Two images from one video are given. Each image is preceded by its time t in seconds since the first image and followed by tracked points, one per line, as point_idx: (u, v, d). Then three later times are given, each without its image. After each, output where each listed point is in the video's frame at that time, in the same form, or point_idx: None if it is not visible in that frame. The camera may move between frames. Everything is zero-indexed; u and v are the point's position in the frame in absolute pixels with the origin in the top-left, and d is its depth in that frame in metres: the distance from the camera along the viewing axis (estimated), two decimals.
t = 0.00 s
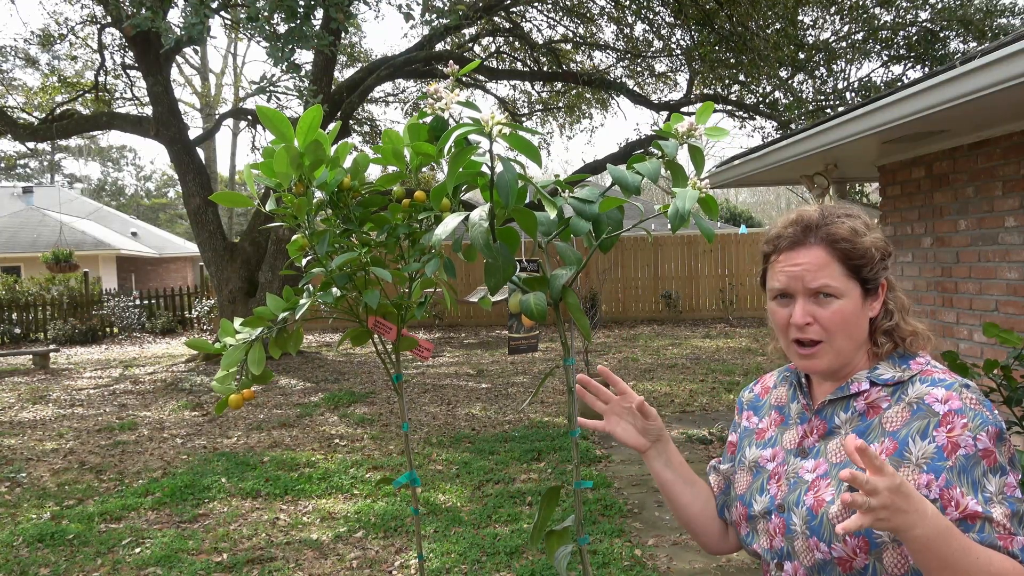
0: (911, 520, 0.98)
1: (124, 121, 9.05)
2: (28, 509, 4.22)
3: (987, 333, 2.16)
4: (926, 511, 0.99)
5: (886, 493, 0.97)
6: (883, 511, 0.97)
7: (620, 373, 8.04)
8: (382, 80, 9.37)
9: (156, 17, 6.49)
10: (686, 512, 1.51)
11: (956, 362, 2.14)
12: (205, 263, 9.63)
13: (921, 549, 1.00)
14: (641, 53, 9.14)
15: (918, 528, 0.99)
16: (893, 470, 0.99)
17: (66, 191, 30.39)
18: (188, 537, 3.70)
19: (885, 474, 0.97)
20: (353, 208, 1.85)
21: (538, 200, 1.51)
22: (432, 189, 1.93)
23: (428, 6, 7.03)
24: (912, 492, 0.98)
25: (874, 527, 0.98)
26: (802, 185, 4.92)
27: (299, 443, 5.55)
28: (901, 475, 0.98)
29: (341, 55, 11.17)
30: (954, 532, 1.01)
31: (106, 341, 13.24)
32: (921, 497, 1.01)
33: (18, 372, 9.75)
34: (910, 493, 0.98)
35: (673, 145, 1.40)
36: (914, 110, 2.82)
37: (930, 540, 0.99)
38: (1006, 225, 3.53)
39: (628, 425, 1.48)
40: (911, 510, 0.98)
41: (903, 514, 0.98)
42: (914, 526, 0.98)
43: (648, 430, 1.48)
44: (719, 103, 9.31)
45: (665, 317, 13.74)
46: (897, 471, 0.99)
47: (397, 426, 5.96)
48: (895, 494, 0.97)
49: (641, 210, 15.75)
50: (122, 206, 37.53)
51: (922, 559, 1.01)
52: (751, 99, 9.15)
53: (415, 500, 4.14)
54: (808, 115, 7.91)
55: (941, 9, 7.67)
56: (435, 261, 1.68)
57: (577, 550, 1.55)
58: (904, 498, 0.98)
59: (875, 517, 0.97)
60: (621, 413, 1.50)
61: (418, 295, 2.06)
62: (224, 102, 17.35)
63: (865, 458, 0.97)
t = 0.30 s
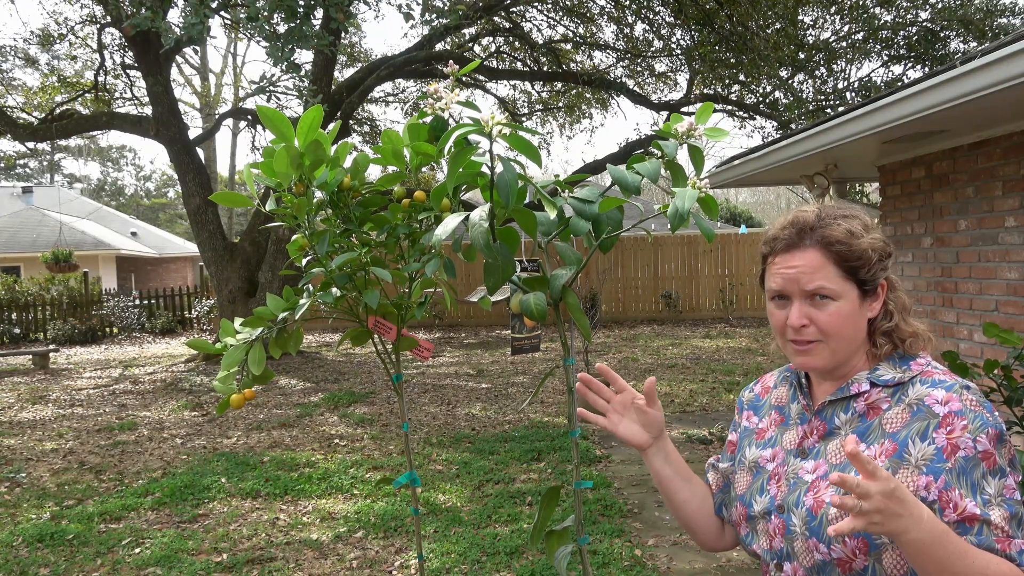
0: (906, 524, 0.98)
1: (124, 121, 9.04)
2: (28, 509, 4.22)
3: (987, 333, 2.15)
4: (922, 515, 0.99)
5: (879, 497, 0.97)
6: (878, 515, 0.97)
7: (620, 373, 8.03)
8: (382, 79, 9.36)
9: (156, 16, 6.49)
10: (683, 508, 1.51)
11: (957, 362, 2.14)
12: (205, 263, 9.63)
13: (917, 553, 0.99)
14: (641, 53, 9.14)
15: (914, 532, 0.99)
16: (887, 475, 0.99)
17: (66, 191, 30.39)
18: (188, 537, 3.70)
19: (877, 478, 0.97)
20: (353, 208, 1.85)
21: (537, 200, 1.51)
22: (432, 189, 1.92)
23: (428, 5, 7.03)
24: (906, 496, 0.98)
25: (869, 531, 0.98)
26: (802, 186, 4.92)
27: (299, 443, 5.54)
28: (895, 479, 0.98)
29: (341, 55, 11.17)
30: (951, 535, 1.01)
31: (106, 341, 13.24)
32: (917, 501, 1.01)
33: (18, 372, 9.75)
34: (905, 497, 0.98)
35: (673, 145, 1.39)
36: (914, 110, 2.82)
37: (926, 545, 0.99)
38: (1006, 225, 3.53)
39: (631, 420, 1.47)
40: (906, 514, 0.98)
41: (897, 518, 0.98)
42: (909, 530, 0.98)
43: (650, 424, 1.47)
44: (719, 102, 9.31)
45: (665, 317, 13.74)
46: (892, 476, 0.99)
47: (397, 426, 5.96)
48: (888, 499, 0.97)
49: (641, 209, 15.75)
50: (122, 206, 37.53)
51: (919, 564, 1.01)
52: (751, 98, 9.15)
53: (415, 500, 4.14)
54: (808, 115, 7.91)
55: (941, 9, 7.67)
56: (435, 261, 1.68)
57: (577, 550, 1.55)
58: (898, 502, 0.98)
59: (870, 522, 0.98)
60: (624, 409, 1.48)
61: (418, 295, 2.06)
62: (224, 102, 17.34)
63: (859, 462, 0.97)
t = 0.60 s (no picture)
0: (906, 527, 0.98)
1: (124, 121, 9.04)
2: (28, 509, 4.22)
3: (987, 332, 2.15)
4: (921, 518, 0.99)
5: (878, 499, 0.97)
6: (876, 517, 0.97)
7: (620, 373, 8.03)
8: (382, 79, 9.36)
9: (156, 16, 6.48)
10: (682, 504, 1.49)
11: (957, 362, 2.14)
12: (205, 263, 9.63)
13: (916, 556, 0.99)
14: (641, 53, 9.14)
15: (913, 535, 0.98)
16: (885, 477, 0.99)
17: (66, 191, 30.40)
18: (188, 537, 3.70)
19: (876, 480, 0.97)
20: (353, 208, 1.85)
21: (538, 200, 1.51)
22: (432, 189, 1.92)
23: (428, 5, 7.03)
24: (906, 498, 0.98)
25: (867, 533, 0.99)
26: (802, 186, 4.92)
27: (299, 443, 5.54)
28: (893, 481, 0.98)
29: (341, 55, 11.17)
30: (950, 538, 1.01)
31: (106, 341, 13.24)
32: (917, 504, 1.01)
33: (18, 372, 9.75)
34: (904, 500, 0.98)
35: (673, 145, 1.40)
36: (914, 110, 2.81)
37: (926, 547, 0.99)
38: (1006, 225, 3.53)
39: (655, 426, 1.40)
40: (906, 517, 0.98)
41: (896, 520, 0.98)
42: (909, 533, 0.98)
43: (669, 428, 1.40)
44: (719, 102, 9.31)
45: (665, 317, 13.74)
46: (891, 476, 0.99)
47: (397, 426, 5.96)
48: (887, 501, 0.97)
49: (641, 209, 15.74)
50: (122, 206, 37.52)
51: (919, 566, 1.01)
52: (751, 98, 9.15)
53: (415, 501, 4.14)
54: (808, 115, 7.91)
55: (941, 9, 7.67)
56: (435, 260, 1.68)
57: (577, 550, 1.54)
58: (897, 504, 0.98)
59: (869, 524, 0.98)
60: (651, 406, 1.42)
61: (418, 295, 2.05)
62: (224, 102, 17.33)
63: (858, 464, 0.97)
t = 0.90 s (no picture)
0: (912, 531, 0.98)
1: (124, 121, 9.04)
2: (28, 509, 4.22)
3: (987, 332, 2.15)
4: (929, 521, 0.99)
5: (885, 504, 0.97)
6: (883, 521, 0.98)
7: (620, 373, 8.03)
8: (382, 79, 9.36)
9: (156, 16, 6.48)
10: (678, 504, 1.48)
11: (957, 361, 2.14)
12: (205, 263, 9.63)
13: (922, 558, 1.00)
14: (641, 53, 9.14)
15: (920, 538, 0.99)
16: (892, 481, 0.99)
17: (66, 191, 30.43)
18: (188, 537, 3.70)
19: (883, 484, 0.98)
20: (353, 208, 1.85)
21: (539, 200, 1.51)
22: (432, 189, 1.93)
23: (428, 5, 7.03)
24: (913, 502, 0.98)
25: (874, 537, 0.99)
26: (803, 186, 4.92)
27: (299, 443, 5.55)
28: (901, 485, 0.98)
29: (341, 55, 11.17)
30: (956, 541, 1.01)
31: (106, 341, 13.24)
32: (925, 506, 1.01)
33: (18, 372, 9.75)
34: (911, 504, 0.98)
35: (673, 145, 1.40)
36: (914, 110, 2.82)
37: (931, 551, 0.99)
38: (1006, 226, 3.53)
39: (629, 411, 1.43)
40: (912, 521, 0.98)
41: (902, 524, 0.98)
42: (915, 536, 0.98)
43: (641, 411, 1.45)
44: (719, 102, 9.31)
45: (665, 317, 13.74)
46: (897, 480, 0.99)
47: (397, 426, 5.96)
48: (894, 505, 0.97)
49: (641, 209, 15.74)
50: (121, 206, 37.51)
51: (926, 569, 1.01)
52: (751, 99, 9.15)
53: (415, 500, 4.14)
54: (808, 115, 7.91)
55: (941, 9, 7.67)
56: (435, 260, 1.68)
57: (577, 550, 1.54)
58: (904, 508, 0.98)
59: (875, 528, 0.98)
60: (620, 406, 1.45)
61: (419, 295, 2.05)
62: (224, 102, 17.32)
63: (865, 469, 0.97)
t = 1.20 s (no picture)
0: (917, 539, 0.99)
1: (124, 121, 9.05)
2: (28, 509, 4.22)
3: (987, 332, 2.15)
4: (934, 528, 0.99)
5: (890, 514, 0.98)
6: (889, 531, 0.98)
7: (620, 373, 8.03)
8: (382, 79, 9.36)
9: (156, 16, 6.48)
10: (682, 522, 1.51)
11: (957, 362, 2.14)
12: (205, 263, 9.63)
13: (929, 565, 1.00)
14: (641, 53, 9.14)
15: (925, 545, 0.99)
16: (896, 490, 0.99)
17: (66, 191, 30.42)
18: (188, 537, 3.70)
19: (888, 495, 0.98)
20: (353, 208, 1.85)
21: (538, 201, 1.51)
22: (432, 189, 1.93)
23: (427, 5, 7.03)
24: (918, 510, 0.99)
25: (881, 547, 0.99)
26: (803, 186, 4.92)
27: (299, 443, 5.55)
28: (905, 495, 0.99)
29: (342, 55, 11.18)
30: (961, 544, 1.02)
31: (106, 341, 13.24)
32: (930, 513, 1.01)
33: (18, 372, 9.75)
34: (916, 512, 0.99)
35: (673, 146, 1.40)
36: (914, 110, 2.82)
37: (938, 557, 1.00)
38: (1005, 226, 3.53)
39: (617, 443, 1.47)
40: (916, 529, 0.99)
41: (908, 533, 0.98)
42: (920, 544, 0.99)
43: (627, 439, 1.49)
44: (719, 102, 9.32)
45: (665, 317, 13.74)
46: (901, 489, 1.00)
47: (397, 426, 5.96)
48: (898, 515, 0.98)
49: (641, 209, 15.75)
50: (122, 206, 37.51)
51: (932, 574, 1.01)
52: (751, 98, 9.15)
53: (415, 500, 4.14)
54: (808, 115, 7.92)
55: (941, 9, 7.67)
56: (435, 261, 1.68)
57: (577, 550, 1.54)
58: (910, 517, 0.98)
59: (881, 537, 0.99)
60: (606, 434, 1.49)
61: (418, 295, 2.05)
62: (224, 102, 17.31)
63: (869, 481, 0.98)
